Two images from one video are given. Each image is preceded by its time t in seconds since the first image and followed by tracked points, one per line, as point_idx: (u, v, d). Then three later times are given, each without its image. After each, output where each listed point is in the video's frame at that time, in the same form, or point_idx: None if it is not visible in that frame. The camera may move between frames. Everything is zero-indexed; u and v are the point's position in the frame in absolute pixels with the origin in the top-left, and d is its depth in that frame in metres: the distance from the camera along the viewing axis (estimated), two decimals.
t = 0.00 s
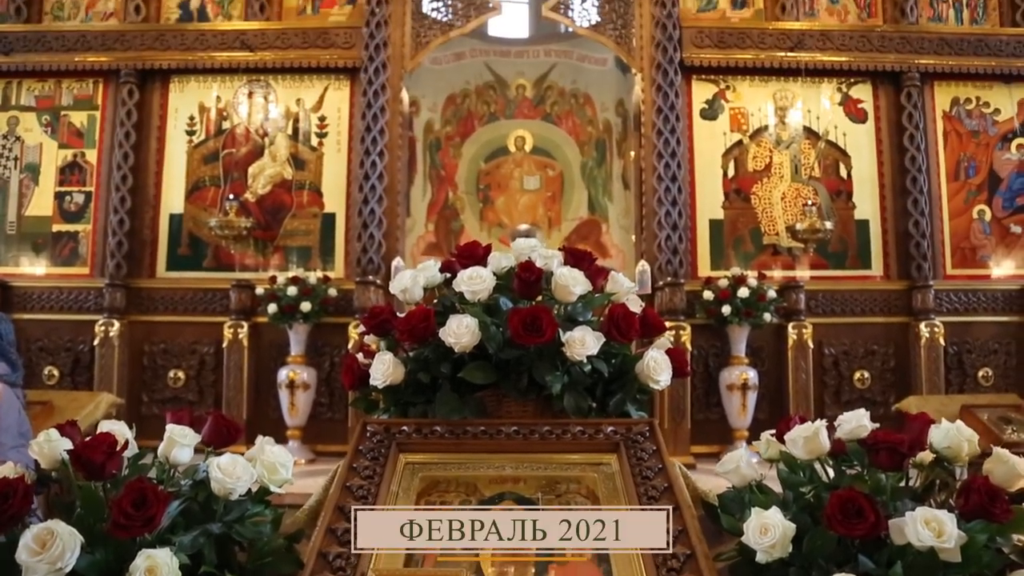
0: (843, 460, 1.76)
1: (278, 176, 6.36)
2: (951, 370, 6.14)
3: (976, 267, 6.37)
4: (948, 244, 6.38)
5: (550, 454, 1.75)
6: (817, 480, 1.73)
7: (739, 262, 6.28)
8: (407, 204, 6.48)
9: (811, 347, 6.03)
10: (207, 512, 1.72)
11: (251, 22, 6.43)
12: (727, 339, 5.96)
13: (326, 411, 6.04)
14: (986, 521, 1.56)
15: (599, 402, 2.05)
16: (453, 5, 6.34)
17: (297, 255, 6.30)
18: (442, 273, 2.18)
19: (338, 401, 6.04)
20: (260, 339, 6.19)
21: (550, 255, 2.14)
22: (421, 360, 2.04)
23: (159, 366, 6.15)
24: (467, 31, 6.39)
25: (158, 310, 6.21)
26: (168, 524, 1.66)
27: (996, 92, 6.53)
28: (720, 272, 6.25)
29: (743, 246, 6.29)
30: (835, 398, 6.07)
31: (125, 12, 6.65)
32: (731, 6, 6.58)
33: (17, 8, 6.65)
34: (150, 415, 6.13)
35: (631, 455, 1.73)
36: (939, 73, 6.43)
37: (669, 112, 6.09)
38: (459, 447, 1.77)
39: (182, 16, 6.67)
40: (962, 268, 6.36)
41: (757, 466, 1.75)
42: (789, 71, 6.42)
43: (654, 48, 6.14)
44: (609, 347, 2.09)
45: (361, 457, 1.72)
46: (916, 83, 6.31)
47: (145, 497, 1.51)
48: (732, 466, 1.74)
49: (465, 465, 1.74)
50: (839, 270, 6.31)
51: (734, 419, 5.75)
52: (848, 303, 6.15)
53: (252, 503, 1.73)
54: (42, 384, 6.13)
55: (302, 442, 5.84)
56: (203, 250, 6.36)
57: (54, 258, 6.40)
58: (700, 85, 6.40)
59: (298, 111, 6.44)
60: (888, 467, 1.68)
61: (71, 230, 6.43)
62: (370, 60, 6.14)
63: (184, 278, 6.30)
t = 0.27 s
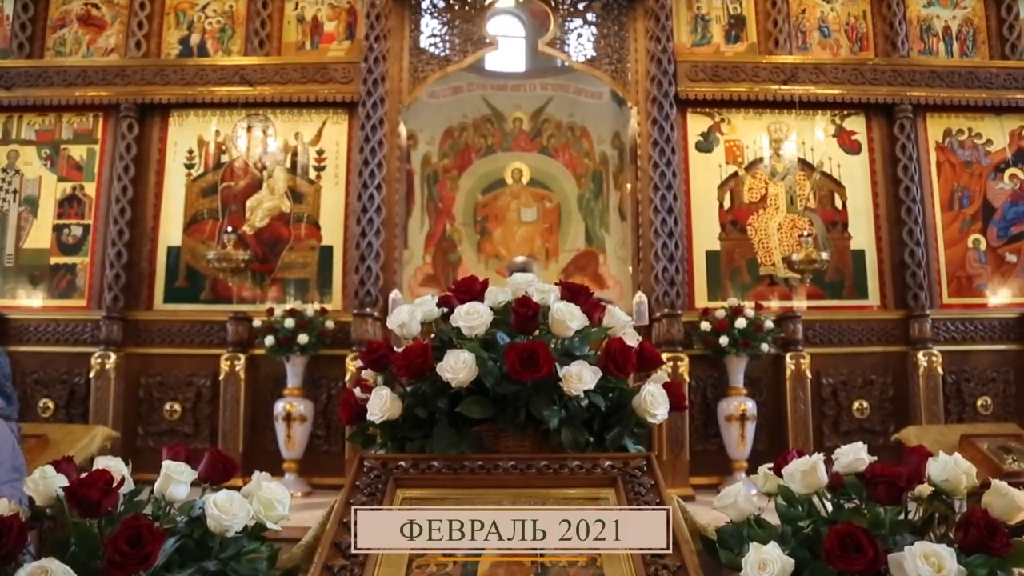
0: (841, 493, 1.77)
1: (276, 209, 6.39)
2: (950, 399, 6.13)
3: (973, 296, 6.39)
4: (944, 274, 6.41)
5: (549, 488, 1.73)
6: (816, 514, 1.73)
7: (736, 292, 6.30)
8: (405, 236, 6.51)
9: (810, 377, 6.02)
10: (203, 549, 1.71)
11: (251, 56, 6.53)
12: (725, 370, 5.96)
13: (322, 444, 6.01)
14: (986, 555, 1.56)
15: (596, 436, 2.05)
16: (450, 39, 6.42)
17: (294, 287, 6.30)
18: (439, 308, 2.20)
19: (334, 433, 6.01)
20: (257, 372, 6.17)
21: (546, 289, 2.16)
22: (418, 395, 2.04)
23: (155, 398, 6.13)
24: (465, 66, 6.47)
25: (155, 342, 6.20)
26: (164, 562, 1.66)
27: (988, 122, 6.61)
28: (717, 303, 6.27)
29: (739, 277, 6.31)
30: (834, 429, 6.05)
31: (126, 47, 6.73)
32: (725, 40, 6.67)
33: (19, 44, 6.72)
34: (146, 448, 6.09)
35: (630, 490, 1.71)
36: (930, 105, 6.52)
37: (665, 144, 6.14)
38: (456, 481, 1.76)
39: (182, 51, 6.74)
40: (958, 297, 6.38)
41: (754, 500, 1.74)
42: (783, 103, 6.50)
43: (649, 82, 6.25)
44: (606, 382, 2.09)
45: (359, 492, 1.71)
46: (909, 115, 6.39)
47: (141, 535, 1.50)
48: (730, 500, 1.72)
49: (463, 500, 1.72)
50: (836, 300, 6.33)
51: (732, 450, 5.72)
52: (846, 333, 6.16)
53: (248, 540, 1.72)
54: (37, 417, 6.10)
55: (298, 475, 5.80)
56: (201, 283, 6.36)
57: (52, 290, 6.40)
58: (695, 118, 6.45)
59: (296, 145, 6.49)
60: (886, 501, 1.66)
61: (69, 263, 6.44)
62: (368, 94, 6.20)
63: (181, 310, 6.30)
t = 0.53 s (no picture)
0: (840, 527, 1.77)
1: (274, 242, 6.42)
2: (949, 429, 6.12)
3: (969, 326, 6.40)
4: (940, 303, 6.42)
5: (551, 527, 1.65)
6: (814, 548, 1.75)
7: (733, 323, 6.31)
8: (403, 269, 6.54)
9: (808, 409, 6.00)
10: None
11: (250, 91, 6.61)
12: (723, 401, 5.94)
13: (319, 478, 5.96)
14: None
15: (594, 471, 2.04)
16: (447, 74, 6.50)
17: (292, 320, 6.30)
18: (436, 343, 2.20)
19: (331, 467, 5.97)
20: (254, 406, 6.13)
21: (543, 323, 2.17)
22: (415, 430, 2.03)
23: (151, 432, 6.09)
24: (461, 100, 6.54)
25: (151, 375, 6.17)
26: None
27: (980, 153, 6.67)
28: (715, 335, 6.27)
29: (736, 309, 6.32)
30: (834, 460, 6.02)
31: (126, 82, 6.80)
32: (719, 74, 6.76)
33: (20, 79, 6.79)
34: (140, 482, 6.04)
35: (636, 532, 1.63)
36: (923, 137, 6.59)
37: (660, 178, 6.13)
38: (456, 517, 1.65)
39: (181, 86, 6.81)
40: (955, 327, 6.39)
41: (753, 534, 1.74)
42: (777, 136, 6.57)
43: (644, 115, 6.28)
44: (603, 416, 2.09)
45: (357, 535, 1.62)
46: (902, 147, 6.46)
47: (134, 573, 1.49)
48: (728, 535, 1.72)
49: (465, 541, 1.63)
50: (833, 331, 6.33)
51: (732, 482, 5.69)
52: (844, 364, 6.16)
53: None
54: (31, 452, 6.06)
55: (294, 510, 5.75)
56: (198, 316, 6.36)
57: (48, 323, 6.39)
58: (690, 151, 6.53)
59: (294, 179, 6.53)
60: (884, 535, 1.64)
61: (66, 296, 6.43)
62: (366, 128, 6.19)
63: (178, 343, 6.29)
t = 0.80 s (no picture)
0: (840, 562, 1.76)
1: (272, 275, 6.42)
2: (949, 460, 6.09)
3: (967, 356, 6.40)
4: (937, 334, 6.43)
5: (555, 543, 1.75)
6: None
7: (731, 355, 6.31)
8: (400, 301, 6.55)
9: (807, 441, 5.98)
10: None
11: (249, 126, 6.68)
12: (722, 434, 5.92)
13: (316, 513, 5.91)
14: None
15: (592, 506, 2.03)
16: (444, 109, 6.57)
17: (289, 353, 6.29)
18: (433, 378, 2.21)
19: (328, 501, 5.92)
20: (251, 440, 6.09)
21: (540, 358, 2.17)
22: (412, 466, 2.02)
23: (146, 466, 6.04)
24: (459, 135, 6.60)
25: (147, 409, 6.14)
26: None
27: (973, 185, 6.73)
28: (713, 367, 6.27)
29: (734, 340, 6.33)
30: (834, 493, 5.98)
31: (126, 117, 6.85)
32: (714, 108, 6.83)
33: (21, 114, 6.84)
34: (135, 517, 5.98)
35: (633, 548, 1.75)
36: (917, 169, 6.65)
37: (656, 212, 6.13)
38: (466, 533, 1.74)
39: (181, 121, 6.88)
40: (953, 357, 6.39)
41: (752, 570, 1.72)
42: (772, 169, 6.62)
43: (641, 150, 6.27)
44: (601, 451, 2.08)
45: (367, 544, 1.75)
46: (896, 179, 6.51)
47: None
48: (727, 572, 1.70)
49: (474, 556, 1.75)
50: (831, 362, 6.33)
51: (731, 516, 5.64)
52: (843, 395, 6.14)
53: None
54: (25, 486, 6.01)
55: (290, 545, 5.69)
56: (195, 349, 6.34)
57: (45, 356, 6.36)
58: (686, 184, 6.59)
59: (293, 212, 6.56)
60: (885, 570, 1.67)
61: (63, 329, 6.42)
62: (365, 163, 6.20)
63: (174, 377, 6.26)
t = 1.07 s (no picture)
0: None
1: (270, 309, 6.43)
2: (950, 492, 6.05)
3: (965, 388, 6.38)
4: (935, 365, 6.42)
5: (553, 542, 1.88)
6: None
7: (730, 388, 6.29)
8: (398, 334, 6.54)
9: (807, 473, 5.95)
10: None
11: (249, 160, 6.73)
12: (721, 467, 5.88)
13: (312, 548, 5.85)
14: None
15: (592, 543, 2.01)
16: (442, 143, 6.63)
17: (286, 386, 6.27)
18: (431, 413, 2.20)
19: (324, 536, 5.86)
20: (248, 474, 6.04)
21: (539, 393, 2.17)
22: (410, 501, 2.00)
23: (141, 500, 5.99)
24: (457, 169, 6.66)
25: (143, 442, 6.11)
26: None
27: (968, 216, 6.77)
28: (711, 400, 6.25)
29: (732, 373, 6.32)
30: (835, 526, 5.93)
31: (126, 151, 6.90)
32: (710, 142, 6.90)
33: (23, 148, 6.89)
34: (128, 553, 5.91)
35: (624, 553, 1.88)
36: (912, 201, 6.69)
37: (654, 244, 6.16)
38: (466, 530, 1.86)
39: (181, 156, 6.93)
40: (951, 389, 6.38)
41: None
42: (769, 202, 6.67)
43: (638, 183, 6.32)
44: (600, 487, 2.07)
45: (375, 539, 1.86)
46: (891, 211, 6.56)
47: None
48: None
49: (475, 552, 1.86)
50: (830, 395, 6.32)
51: (731, 549, 5.59)
52: (842, 427, 6.12)
53: None
54: (18, 520, 5.95)
55: None
56: (192, 382, 6.32)
57: (41, 389, 6.34)
58: (683, 217, 6.63)
59: (291, 246, 6.59)
60: None
61: (59, 361, 6.40)
62: (363, 197, 6.23)
63: (171, 410, 6.23)
